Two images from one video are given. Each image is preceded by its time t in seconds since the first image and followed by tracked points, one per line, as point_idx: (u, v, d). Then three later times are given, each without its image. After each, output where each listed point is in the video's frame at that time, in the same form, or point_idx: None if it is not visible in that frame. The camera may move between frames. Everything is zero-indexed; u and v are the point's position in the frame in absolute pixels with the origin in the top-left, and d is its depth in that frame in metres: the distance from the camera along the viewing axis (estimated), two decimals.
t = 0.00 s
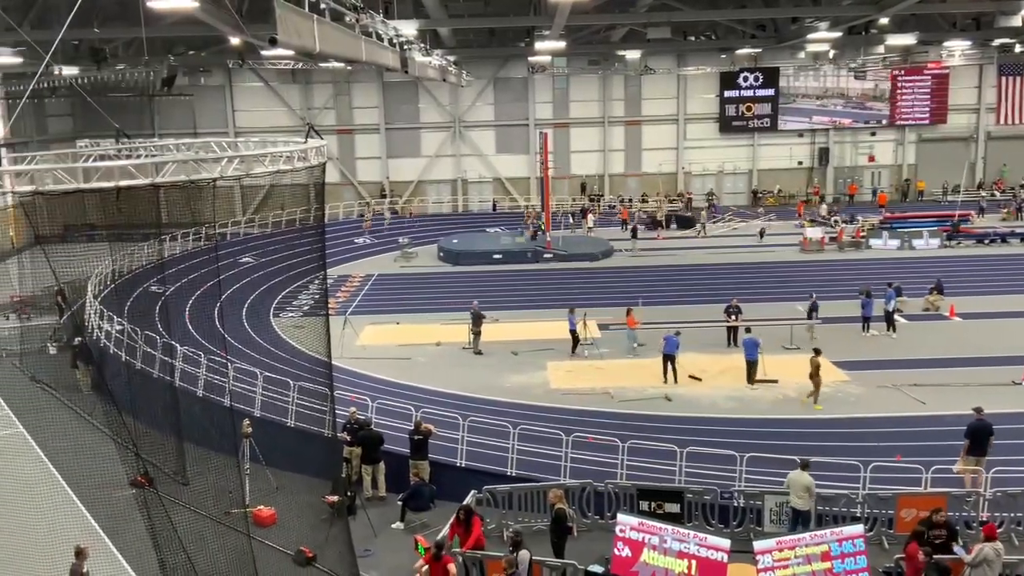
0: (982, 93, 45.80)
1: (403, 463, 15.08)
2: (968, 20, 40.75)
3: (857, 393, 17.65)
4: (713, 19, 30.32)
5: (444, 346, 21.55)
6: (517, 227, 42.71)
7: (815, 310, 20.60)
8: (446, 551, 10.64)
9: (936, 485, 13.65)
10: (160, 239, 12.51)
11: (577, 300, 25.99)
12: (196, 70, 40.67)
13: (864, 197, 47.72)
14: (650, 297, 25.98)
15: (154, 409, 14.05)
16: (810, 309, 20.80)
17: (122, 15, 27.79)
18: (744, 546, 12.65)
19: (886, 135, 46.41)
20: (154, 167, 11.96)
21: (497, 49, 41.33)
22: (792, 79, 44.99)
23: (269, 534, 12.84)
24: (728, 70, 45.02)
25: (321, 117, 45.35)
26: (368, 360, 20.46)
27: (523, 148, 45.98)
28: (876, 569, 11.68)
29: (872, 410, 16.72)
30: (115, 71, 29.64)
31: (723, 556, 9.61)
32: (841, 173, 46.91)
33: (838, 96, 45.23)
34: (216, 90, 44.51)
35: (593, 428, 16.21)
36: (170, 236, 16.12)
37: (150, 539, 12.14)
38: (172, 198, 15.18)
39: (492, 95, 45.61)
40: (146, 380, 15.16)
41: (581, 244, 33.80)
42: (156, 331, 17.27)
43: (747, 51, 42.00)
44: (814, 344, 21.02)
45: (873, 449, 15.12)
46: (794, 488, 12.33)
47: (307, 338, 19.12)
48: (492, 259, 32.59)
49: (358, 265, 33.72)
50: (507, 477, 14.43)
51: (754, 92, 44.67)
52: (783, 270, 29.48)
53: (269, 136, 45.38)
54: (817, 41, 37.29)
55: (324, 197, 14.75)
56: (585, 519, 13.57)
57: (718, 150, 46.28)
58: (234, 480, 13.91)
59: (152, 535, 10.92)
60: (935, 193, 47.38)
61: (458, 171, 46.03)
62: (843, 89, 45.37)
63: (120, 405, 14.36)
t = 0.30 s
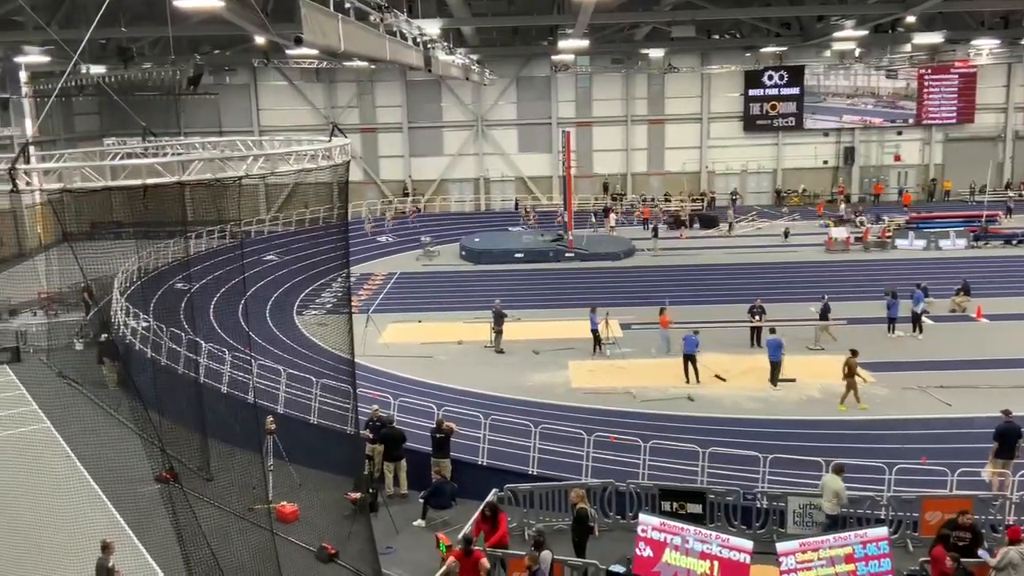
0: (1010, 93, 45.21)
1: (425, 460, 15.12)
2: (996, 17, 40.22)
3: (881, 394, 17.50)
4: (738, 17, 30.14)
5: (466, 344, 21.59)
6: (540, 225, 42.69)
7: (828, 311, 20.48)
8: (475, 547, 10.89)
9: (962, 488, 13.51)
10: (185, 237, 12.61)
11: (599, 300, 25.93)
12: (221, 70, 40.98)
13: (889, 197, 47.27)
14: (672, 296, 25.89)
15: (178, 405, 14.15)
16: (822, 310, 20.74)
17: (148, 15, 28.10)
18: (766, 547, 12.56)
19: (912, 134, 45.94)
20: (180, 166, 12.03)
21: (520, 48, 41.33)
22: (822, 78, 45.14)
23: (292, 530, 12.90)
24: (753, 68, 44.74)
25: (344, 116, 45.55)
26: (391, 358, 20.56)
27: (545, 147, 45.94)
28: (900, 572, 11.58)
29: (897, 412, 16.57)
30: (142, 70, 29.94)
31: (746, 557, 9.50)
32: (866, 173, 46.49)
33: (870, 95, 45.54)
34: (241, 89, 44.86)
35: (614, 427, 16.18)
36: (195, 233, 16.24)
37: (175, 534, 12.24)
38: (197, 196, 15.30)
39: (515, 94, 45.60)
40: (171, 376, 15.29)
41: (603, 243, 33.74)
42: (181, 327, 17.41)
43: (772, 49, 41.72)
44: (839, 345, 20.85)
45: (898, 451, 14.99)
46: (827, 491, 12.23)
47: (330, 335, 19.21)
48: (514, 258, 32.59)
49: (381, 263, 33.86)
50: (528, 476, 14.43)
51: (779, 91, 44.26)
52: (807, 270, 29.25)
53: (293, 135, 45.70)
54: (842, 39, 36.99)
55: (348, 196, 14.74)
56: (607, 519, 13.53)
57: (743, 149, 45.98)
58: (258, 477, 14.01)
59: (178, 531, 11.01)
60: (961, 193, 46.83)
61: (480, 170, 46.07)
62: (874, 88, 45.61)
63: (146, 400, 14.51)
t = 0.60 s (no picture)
0: None
1: (443, 458, 15.14)
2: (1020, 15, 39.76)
3: (901, 395, 17.37)
4: (759, 15, 29.96)
5: (484, 342, 21.58)
6: (557, 224, 42.64)
7: (837, 310, 20.29)
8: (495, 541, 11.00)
9: (984, 491, 13.39)
10: (206, 235, 12.65)
11: (617, 299, 25.89)
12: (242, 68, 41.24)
13: (910, 197, 46.87)
14: (690, 296, 25.81)
15: (197, 402, 14.23)
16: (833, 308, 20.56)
17: (170, 14, 28.36)
18: (785, 548, 12.50)
19: (934, 133, 45.52)
20: (201, 163, 12.05)
21: (539, 46, 41.30)
22: (850, 76, 44.84)
23: (310, 526, 12.94)
24: (773, 66, 44.45)
25: (364, 114, 45.67)
26: (408, 356, 20.61)
27: (564, 145, 45.88)
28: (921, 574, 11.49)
29: (918, 413, 16.43)
30: (163, 69, 30.17)
31: (764, 558, 9.43)
32: (887, 172, 46.11)
33: (896, 94, 45.09)
34: (261, 88, 45.14)
35: (632, 427, 16.14)
36: (216, 231, 16.33)
37: (194, 528, 12.31)
38: (217, 193, 15.37)
39: (534, 93, 45.56)
40: (192, 372, 15.39)
41: (621, 242, 33.65)
42: (201, 324, 17.53)
43: (793, 47, 41.46)
44: (859, 345, 20.69)
45: (919, 453, 14.87)
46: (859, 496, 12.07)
47: (349, 333, 19.27)
48: (532, 257, 32.57)
49: (399, 261, 33.93)
50: (546, 475, 14.41)
51: (799, 90, 44.10)
52: (827, 270, 29.04)
53: (313, 133, 45.91)
54: (864, 37, 36.78)
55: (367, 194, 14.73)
56: (624, 518, 13.47)
57: (763, 147, 45.73)
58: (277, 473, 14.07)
59: (197, 525, 11.07)
60: (984, 193, 46.30)
61: (499, 168, 46.09)
62: (900, 86, 45.16)
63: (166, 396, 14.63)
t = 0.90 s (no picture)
0: None
1: (461, 455, 15.16)
2: None
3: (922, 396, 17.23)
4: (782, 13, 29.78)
5: (502, 340, 21.61)
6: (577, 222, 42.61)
7: (849, 310, 20.16)
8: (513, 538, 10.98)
9: (1006, 493, 13.27)
10: (227, 232, 12.71)
11: (636, 297, 25.83)
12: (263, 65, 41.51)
13: (932, 196, 46.50)
14: (709, 295, 25.72)
15: (218, 397, 14.32)
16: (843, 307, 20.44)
17: (193, 11, 28.60)
18: (804, 549, 12.42)
19: (957, 131, 45.13)
20: (223, 160, 12.10)
21: (559, 44, 41.28)
22: (878, 73, 44.42)
23: (329, 521, 12.98)
24: (795, 64, 44.17)
25: (384, 111, 45.75)
26: (427, 353, 20.67)
27: (583, 143, 45.80)
28: None
29: (939, 414, 16.31)
30: (185, 66, 30.47)
31: (783, 558, 9.36)
32: (909, 171, 45.74)
33: (924, 93, 44.67)
34: (282, 85, 45.44)
35: (651, 426, 16.11)
36: (237, 227, 16.43)
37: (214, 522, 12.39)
38: (239, 190, 15.45)
39: (554, 90, 45.50)
40: (213, 367, 15.50)
41: (641, 240, 33.57)
42: (222, 320, 17.65)
43: (815, 45, 41.20)
44: (879, 346, 20.55)
45: (940, 454, 14.76)
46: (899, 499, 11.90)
47: (368, 330, 19.37)
48: (551, 255, 32.55)
49: (418, 259, 34.04)
50: (563, 473, 14.39)
51: (821, 88, 43.93)
52: (848, 270, 28.85)
53: (334, 130, 46.15)
54: (886, 35, 36.56)
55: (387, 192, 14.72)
56: (642, 517, 13.42)
57: (783, 145, 45.48)
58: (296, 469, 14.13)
59: (217, 520, 11.13)
60: (1007, 193, 45.76)
61: (518, 166, 46.09)
62: (928, 85, 44.74)
63: (187, 391, 14.74)
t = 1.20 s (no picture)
0: None
1: (476, 451, 15.17)
2: None
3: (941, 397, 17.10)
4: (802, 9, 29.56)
5: (519, 337, 21.62)
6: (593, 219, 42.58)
7: (860, 310, 20.08)
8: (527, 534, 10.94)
9: None
10: (246, 228, 12.74)
11: (652, 295, 25.78)
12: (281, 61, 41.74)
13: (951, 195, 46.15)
14: (726, 293, 25.63)
15: (236, 393, 14.40)
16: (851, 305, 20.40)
17: (213, 7, 28.79)
18: (821, 549, 12.34)
19: (979, 130, 44.71)
20: (241, 155, 12.08)
21: (576, 41, 41.21)
22: (903, 72, 43.70)
23: (345, 516, 13.03)
24: (815, 62, 43.87)
25: (402, 108, 45.84)
26: (443, 349, 20.72)
27: (601, 140, 45.71)
28: None
29: (958, 414, 16.20)
30: (204, 62, 30.67)
31: (800, 558, 9.30)
32: (930, 170, 45.37)
33: (950, 91, 43.41)
34: (301, 81, 45.69)
35: (667, 424, 16.08)
36: (255, 223, 16.51)
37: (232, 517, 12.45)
38: (257, 185, 15.50)
39: (572, 87, 45.42)
40: (231, 362, 15.60)
41: (658, 238, 33.49)
42: (240, 315, 17.77)
43: (835, 43, 40.92)
44: (898, 345, 20.43)
45: (959, 455, 14.64)
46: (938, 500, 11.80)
47: (385, 326, 19.44)
48: (567, 252, 32.54)
49: (435, 255, 34.14)
50: (579, 470, 14.38)
51: (841, 86, 43.67)
52: (867, 269, 28.66)
53: (352, 126, 46.33)
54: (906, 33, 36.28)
55: (405, 188, 14.72)
56: (657, 516, 13.39)
57: (803, 143, 45.23)
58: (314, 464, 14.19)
59: (235, 515, 11.19)
60: None
61: (535, 163, 46.06)
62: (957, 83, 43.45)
63: (206, 385, 14.84)
